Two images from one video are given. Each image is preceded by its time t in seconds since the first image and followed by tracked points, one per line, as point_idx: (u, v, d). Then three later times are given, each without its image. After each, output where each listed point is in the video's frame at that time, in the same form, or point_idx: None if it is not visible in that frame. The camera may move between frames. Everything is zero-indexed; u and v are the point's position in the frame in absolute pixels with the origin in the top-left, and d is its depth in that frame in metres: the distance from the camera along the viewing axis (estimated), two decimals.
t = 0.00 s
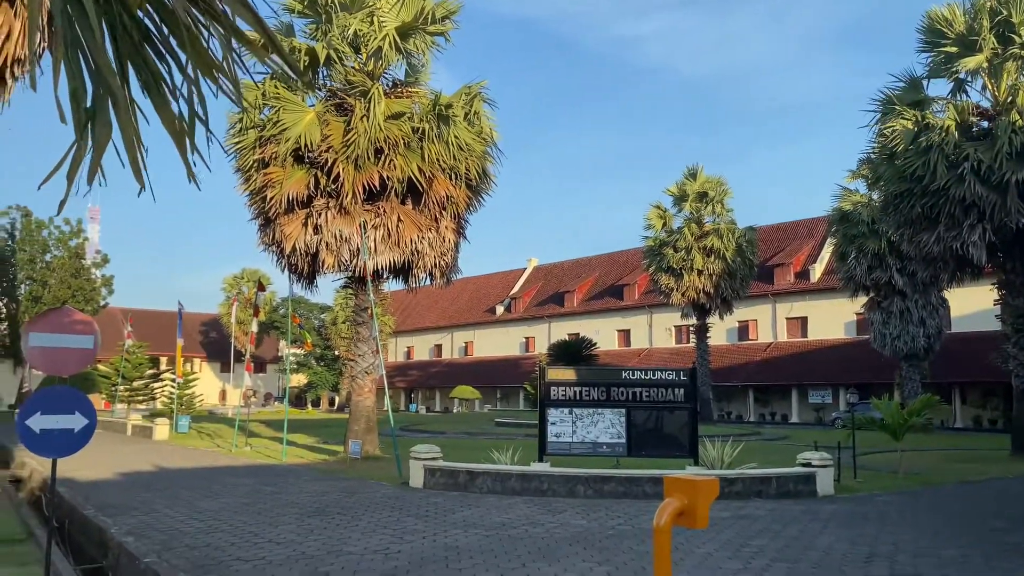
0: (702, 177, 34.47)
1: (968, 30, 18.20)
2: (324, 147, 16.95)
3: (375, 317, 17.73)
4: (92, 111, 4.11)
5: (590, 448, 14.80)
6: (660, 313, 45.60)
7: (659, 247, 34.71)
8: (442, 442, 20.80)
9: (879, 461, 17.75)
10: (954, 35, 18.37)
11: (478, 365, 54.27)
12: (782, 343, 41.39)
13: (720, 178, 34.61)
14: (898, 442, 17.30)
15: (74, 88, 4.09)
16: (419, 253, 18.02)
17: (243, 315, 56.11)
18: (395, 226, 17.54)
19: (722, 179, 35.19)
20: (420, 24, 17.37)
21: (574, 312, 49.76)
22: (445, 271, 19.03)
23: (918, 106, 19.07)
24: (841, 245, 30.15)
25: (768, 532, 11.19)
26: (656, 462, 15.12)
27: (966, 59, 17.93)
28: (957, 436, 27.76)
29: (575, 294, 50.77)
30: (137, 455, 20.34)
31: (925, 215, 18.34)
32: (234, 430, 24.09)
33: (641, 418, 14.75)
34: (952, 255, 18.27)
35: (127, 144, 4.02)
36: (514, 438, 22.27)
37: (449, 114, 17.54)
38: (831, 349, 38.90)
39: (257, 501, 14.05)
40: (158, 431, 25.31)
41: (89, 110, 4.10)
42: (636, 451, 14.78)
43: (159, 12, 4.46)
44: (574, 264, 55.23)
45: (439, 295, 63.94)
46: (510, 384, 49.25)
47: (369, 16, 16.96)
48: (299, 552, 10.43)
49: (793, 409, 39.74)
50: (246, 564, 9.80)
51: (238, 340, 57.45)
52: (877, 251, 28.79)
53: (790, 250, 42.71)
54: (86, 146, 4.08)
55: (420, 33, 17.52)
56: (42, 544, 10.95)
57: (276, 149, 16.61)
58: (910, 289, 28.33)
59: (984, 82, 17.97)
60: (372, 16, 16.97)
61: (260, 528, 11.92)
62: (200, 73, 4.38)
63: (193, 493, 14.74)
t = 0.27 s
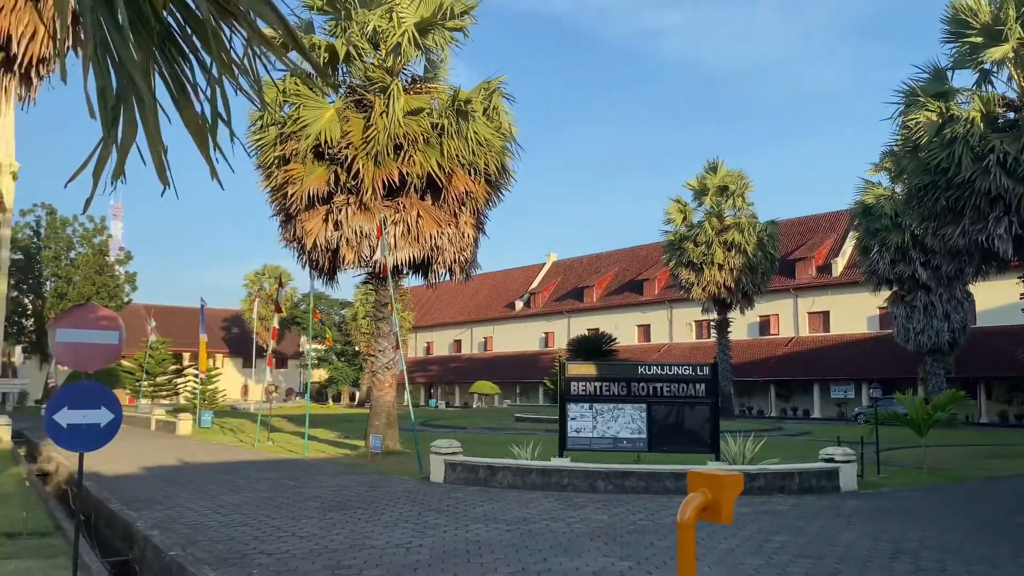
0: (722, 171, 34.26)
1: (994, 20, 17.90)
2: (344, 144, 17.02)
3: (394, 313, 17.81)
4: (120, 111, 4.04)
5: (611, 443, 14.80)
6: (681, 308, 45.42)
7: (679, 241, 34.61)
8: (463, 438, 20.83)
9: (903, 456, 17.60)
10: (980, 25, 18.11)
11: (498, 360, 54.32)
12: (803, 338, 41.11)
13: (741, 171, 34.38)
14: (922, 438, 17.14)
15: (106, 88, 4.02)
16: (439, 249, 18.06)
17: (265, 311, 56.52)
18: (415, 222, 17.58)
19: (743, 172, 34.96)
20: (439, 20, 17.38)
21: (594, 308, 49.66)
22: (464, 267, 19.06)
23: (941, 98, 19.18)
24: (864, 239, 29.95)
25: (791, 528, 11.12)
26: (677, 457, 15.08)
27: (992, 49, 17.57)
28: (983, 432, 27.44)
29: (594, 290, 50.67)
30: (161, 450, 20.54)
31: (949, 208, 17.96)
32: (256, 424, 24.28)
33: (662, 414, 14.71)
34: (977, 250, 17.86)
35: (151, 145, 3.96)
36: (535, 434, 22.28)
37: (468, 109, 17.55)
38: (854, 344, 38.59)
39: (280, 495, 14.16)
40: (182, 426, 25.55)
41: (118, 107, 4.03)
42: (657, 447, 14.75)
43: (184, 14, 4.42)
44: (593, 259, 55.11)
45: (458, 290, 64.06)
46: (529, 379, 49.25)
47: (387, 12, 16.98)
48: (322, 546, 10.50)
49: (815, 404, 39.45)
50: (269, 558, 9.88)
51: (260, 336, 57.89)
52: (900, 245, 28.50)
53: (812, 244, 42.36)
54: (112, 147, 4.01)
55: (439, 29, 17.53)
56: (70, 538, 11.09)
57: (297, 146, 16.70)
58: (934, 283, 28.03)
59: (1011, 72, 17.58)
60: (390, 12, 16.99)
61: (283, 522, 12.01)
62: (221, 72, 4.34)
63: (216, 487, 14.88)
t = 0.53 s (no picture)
0: (742, 165, 34.01)
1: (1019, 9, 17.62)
2: (363, 140, 17.08)
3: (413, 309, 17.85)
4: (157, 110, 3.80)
5: (631, 439, 14.76)
6: (700, 303, 45.21)
7: (698, 236, 34.43)
8: (482, 433, 20.87)
9: (927, 452, 17.44)
10: (1004, 14, 17.83)
11: (516, 356, 54.34)
12: (824, 333, 40.83)
13: (761, 165, 34.12)
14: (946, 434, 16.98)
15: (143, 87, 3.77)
16: (457, 244, 18.08)
17: (285, 307, 56.89)
18: (433, 217, 17.61)
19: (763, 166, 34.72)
20: (457, 15, 17.39)
21: (612, 303, 49.54)
22: (482, 262, 19.08)
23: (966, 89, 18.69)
24: (886, 233, 29.60)
25: (813, 524, 11.05)
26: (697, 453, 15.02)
27: (1016, 39, 17.34)
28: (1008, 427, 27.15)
29: (613, 285, 50.54)
30: (184, 445, 20.74)
31: (973, 201, 17.79)
32: (278, 419, 24.45)
33: (682, 409, 14.66)
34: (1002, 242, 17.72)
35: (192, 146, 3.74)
36: (555, 429, 22.29)
37: (486, 105, 17.55)
38: (875, 339, 38.27)
39: (301, 489, 14.26)
40: (204, 421, 25.76)
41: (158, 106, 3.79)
42: (677, 443, 14.70)
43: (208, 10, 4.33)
44: (612, 254, 54.97)
45: (476, 286, 64.14)
46: (548, 375, 49.25)
47: (405, 8, 16.99)
48: (343, 540, 10.56)
49: (836, 399, 39.17)
50: (292, 552, 9.95)
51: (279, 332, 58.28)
52: (923, 239, 28.20)
53: (833, 238, 42.01)
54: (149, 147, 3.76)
55: (457, 24, 17.54)
56: (95, 531, 11.23)
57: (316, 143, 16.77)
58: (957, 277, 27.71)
59: None
60: (408, 8, 17.01)
61: (304, 516, 12.10)
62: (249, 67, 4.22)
63: (238, 482, 15.00)
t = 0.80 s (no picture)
0: (761, 159, 33.76)
1: None
2: (381, 137, 17.12)
3: (431, 305, 17.90)
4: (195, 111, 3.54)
5: (649, 435, 14.73)
6: (719, 299, 44.97)
7: (717, 231, 34.26)
8: (500, 429, 20.88)
9: (950, 448, 17.28)
10: None
11: (534, 352, 54.34)
12: (844, 329, 40.54)
13: (780, 159, 33.87)
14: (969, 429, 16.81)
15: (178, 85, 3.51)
16: (474, 240, 18.10)
17: (303, 303, 57.22)
18: (450, 213, 17.64)
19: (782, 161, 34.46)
20: (474, 11, 17.39)
21: (630, 299, 49.41)
22: (500, 258, 19.09)
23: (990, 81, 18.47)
24: (907, 227, 29.31)
25: (834, 520, 10.99)
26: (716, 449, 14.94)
27: None
28: None
29: (631, 281, 50.40)
30: (205, 441, 20.93)
31: (996, 194, 17.61)
32: (297, 415, 24.59)
33: (701, 405, 14.60)
34: None
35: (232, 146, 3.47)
36: (573, 425, 22.30)
37: (503, 101, 17.55)
38: (896, 334, 37.97)
39: (320, 484, 14.35)
40: (225, 417, 25.95)
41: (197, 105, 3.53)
42: (696, 439, 14.63)
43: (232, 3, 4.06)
44: (629, 250, 54.82)
45: (493, 282, 64.20)
46: (566, 371, 49.22)
47: (422, 4, 17.03)
48: (363, 535, 10.61)
49: (856, 395, 38.88)
50: (312, 547, 10.01)
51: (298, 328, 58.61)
52: (945, 233, 27.90)
53: (853, 233, 41.67)
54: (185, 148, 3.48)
55: (473, 20, 17.54)
56: (118, 525, 11.36)
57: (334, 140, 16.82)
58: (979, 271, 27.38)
59: None
60: (426, 5, 17.04)
61: (324, 511, 12.18)
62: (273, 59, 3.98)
63: (259, 477, 15.12)
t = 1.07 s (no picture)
0: (779, 154, 33.49)
1: None
2: (397, 134, 17.15)
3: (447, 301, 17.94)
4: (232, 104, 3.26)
5: (667, 431, 14.68)
6: (737, 294, 44.74)
7: (734, 226, 34.10)
8: (518, 425, 20.89)
9: (972, 445, 17.12)
10: None
11: (551, 348, 54.31)
12: (863, 324, 40.25)
13: (799, 153, 33.55)
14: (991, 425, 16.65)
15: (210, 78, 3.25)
16: (491, 237, 18.12)
17: (321, 300, 57.51)
18: (467, 210, 17.66)
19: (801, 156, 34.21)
20: (490, 8, 17.37)
21: (647, 295, 49.27)
22: (516, 255, 19.10)
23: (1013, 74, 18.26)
24: (927, 221, 29.07)
25: (853, 517, 10.92)
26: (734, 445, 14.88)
27: None
28: None
29: (647, 277, 50.26)
30: (224, 437, 21.10)
31: (1019, 188, 17.41)
32: (315, 412, 24.72)
33: (719, 400, 14.55)
34: None
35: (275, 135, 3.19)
36: (590, 421, 22.27)
37: (520, 97, 17.53)
38: (917, 330, 37.66)
39: (339, 480, 14.42)
40: (243, 413, 26.12)
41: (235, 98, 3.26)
42: (714, 435, 14.58)
43: None
44: (646, 246, 54.66)
45: (510, 279, 64.22)
46: (582, 367, 49.16)
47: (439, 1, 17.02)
48: (381, 530, 10.66)
49: (876, 392, 38.59)
50: (332, 542, 10.07)
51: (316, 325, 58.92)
52: (966, 228, 27.59)
53: (872, 228, 41.34)
54: (226, 146, 3.21)
55: (490, 17, 17.54)
56: (139, 520, 11.47)
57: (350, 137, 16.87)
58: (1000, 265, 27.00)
59: None
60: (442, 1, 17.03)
61: (343, 506, 12.24)
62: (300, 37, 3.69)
63: (278, 473, 15.23)
